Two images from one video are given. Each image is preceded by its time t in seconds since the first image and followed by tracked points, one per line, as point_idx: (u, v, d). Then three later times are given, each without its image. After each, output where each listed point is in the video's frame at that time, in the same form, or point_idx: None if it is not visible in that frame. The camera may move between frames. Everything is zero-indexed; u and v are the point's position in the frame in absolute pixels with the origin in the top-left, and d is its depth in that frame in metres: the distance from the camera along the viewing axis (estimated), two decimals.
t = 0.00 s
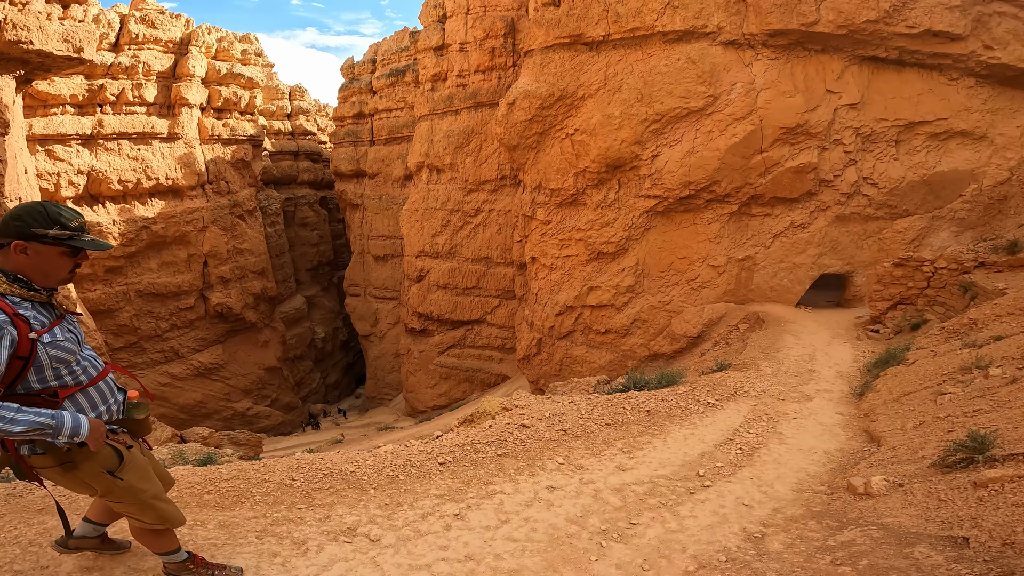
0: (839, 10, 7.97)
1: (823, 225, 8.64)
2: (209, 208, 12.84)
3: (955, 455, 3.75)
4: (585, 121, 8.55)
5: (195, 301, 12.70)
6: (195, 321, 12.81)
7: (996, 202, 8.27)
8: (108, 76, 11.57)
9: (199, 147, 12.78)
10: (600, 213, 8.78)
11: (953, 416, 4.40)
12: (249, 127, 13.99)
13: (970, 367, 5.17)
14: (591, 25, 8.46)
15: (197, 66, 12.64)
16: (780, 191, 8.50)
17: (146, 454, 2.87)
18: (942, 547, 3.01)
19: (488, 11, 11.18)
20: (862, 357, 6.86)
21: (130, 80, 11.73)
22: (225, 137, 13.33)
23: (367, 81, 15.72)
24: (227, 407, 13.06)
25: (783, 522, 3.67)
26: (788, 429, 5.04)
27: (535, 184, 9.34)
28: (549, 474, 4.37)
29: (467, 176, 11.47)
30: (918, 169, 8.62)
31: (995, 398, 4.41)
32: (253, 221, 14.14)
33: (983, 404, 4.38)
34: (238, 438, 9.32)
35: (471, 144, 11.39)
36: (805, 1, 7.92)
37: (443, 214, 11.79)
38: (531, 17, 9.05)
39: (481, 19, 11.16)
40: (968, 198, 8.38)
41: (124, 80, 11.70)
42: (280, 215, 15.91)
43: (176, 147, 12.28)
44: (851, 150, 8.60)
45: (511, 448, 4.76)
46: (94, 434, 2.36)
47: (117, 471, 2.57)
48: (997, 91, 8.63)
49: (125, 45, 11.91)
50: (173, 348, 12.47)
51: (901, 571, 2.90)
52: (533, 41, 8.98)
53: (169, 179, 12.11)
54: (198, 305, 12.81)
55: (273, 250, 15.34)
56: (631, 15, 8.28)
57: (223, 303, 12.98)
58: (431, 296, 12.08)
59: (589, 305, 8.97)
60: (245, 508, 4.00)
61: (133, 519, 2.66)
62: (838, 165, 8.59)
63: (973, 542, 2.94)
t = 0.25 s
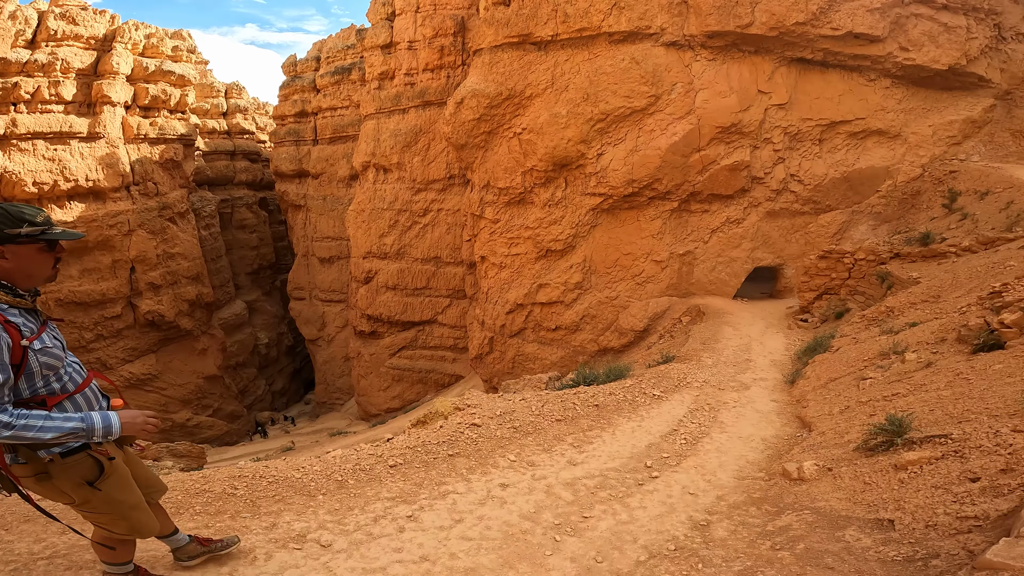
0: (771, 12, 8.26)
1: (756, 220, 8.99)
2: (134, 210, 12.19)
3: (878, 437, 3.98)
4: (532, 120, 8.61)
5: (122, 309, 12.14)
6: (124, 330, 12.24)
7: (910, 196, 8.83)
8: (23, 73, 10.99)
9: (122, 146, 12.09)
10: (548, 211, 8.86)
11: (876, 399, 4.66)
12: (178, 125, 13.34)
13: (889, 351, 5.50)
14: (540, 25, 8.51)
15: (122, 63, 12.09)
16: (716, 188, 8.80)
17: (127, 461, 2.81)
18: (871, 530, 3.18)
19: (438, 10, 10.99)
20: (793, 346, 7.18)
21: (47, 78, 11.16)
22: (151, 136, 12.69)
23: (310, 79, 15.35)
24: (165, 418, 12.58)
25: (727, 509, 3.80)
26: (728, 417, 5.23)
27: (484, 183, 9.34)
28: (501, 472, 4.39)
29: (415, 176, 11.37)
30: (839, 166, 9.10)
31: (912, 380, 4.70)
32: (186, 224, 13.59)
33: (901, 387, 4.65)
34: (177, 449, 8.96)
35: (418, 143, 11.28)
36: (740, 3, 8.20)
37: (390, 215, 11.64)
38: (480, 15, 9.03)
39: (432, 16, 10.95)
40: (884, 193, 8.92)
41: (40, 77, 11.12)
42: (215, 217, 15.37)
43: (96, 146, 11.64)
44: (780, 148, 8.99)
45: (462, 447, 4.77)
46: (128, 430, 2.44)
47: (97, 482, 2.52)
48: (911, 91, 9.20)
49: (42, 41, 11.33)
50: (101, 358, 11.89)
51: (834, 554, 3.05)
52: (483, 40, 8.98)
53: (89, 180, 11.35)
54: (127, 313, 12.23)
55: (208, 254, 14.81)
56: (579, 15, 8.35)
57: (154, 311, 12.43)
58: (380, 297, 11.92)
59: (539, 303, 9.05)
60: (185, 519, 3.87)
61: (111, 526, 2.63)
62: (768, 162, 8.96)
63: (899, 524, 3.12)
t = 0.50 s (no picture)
0: (732, 15, 8.43)
1: (717, 219, 9.17)
2: (82, 211, 11.76)
3: (829, 429, 4.13)
4: (499, 120, 8.61)
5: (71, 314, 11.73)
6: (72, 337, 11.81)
7: (860, 195, 9.16)
8: None
9: (70, 146, 11.69)
10: (515, 210, 8.88)
11: (828, 392, 4.82)
12: (129, 124, 12.97)
13: (840, 345, 5.68)
14: (508, 25, 8.52)
15: (70, 60, 11.68)
16: (678, 187, 8.94)
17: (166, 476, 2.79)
18: (827, 521, 3.28)
19: (406, 8, 10.92)
20: (752, 341, 7.36)
21: None
22: (100, 135, 12.28)
23: (272, 77, 15.04)
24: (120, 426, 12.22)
25: (692, 503, 3.87)
26: (691, 412, 5.33)
27: (450, 182, 9.30)
28: (469, 472, 4.39)
29: (380, 176, 11.26)
30: (793, 165, 9.35)
31: (861, 372, 4.87)
32: (138, 225, 13.16)
33: (851, 380, 4.82)
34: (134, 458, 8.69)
35: (384, 142, 11.17)
36: (703, 5, 8.37)
37: (355, 214, 11.49)
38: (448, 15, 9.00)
39: (399, 15, 10.89)
40: (835, 191, 9.23)
41: None
42: (169, 218, 14.94)
43: (41, 145, 11.17)
44: (739, 149, 9.19)
45: (430, 448, 4.75)
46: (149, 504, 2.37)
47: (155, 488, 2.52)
48: (861, 93, 9.53)
49: None
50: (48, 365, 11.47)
51: (793, 545, 3.14)
52: (450, 39, 8.95)
53: (35, 181, 10.94)
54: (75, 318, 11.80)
55: (162, 256, 14.41)
56: (547, 15, 8.39)
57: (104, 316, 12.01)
58: (345, 298, 11.77)
59: (506, 302, 9.07)
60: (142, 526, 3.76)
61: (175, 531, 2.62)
62: (728, 163, 9.15)
63: (852, 515, 3.23)
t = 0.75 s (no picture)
0: (712, 16, 8.52)
1: (696, 219, 9.26)
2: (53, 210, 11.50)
3: (805, 425, 4.19)
4: (482, 120, 8.61)
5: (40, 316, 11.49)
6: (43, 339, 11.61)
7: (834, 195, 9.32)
8: None
9: (39, 143, 11.36)
10: (497, 210, 8.89)
11: (803, 389, 4.90)
12: (102, 122, 12.63)
13: (815, 343, 5.77)
14: (492, 24, 8.52)
15: (40, 57, 11.44)
16: (659, 187, 9.01)
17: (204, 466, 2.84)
18: (804, 516, 3.33)
19: (388, 7, 10.86)
20: (730, 339, 7.44)
21: None
22: (72, 133, 11.94)
23: (251, 75, 14.86)
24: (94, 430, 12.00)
25: (672, 500, 3.91)
26: (671, 410, 5.38)
27: (432, 182, 9.28)
28: (452, 472, 4.39)
29: (361, 175, 11.19)
30: (770, 166, 9.47)
31: (835, 369, 4.96)
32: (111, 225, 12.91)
33: (825, 376, 4.91)
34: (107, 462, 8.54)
35: (365, 142, 11.10)
36: (684, 7, 8.44)
37: (335, 214, 11.41)
38: (431, 14, 8.98)
39: (381, 14, 10.83)
40: (810, 191, 9.39)
41: None
42: (143, 218, 14.71)
43: (10, 143, 10.87)
44: (717, 149, 9.29)
45: (412, 448, 4.74)
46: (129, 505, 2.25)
47: (204, 469, 2.58)
48: (836, 95, 9.69)
49: None
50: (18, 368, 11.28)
51: (771, 541, 3.18)
52: (434, 38, 8.92)
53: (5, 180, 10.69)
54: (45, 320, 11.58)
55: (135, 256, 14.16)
56: (530, 16, 8.40)
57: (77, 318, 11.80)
58: (326, 299, 11.68)
59: (488, 302, 9.06)
60: (117, 530, 3.72)
61: (219, 513, 2.66)
62: (707, 163, 9.24)
63: (828, 510, 3.29)
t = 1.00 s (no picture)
0: (716, 16, 8.51)
1: (700, 219, 9.24)
2: (57, 209, 11.54)
3: (810, 426, 4.17)
4: (485, 119, 8.61)
5: (45, 315, 11.54)
6: (48, 337, 11.66)
7: (838, 196, 9.30)
8: None
9: (45, 143, 11.41)
10: (500, 210, 8.89)
11: (808, 389, 4.88)
12: (108, 122, 12.65)
13: (819, 343, 5.75)
14: (495, 24, 8.53)
15: (46, 56, 11.47)
16: (663, 187, 9.00)
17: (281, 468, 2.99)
18: (809, 517, 3.33)
19: (392, 7, 10.87)
20: (734, 339, 7.43)
21: None
22: (77, 132, 11.98)
23: (255, 75, 14.89)
24: (98, 428, 12.03)
25: (677, 500, 3.91)
26: (676, 410, 5.37)
27: (436, 181, 9.29)
28: (457, 471, 4.39)
29: (365, 175, 11.20)
30: (774, 166, 9.45)
31: (840, 370, 4.95)
32: (116, 224, 12.94)
33: (830, 377, 4.89)
34: (112, 461, 8.57)
35: (369, 141, 11.12)
36: (688, 7, 8.44)
37: (339, 214, 11.43)
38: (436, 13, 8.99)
39: (385, 14, 10.85)
40: (815, 192, 9.38)
41: None
42: (149, 217, 14.74)
43: (17, 143, 10.92)
44: (721, 149, 9.27)
45: (417, 448, 4.74)
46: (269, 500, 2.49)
47: (293, 473, 2.74)
48: (841, 95, 9.67)
49: None
50: (24, 367, 11.33)
51: (777, 541, 3.18)
52: (437, 38, 8.93)
53: (11, 179, 10.73)
54: (51, 318, 11.64)
55: (140, 255, 14.21)
56: (533, 16, 8.41)
57: (82, 316, 11.85)
58: (330, 298, 11.71)
59: (491, 302, 9.07)
60: (126, 528, 3.73)
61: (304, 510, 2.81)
62: (711, 163, 9.22)
63: (833, 511, 3.28)
